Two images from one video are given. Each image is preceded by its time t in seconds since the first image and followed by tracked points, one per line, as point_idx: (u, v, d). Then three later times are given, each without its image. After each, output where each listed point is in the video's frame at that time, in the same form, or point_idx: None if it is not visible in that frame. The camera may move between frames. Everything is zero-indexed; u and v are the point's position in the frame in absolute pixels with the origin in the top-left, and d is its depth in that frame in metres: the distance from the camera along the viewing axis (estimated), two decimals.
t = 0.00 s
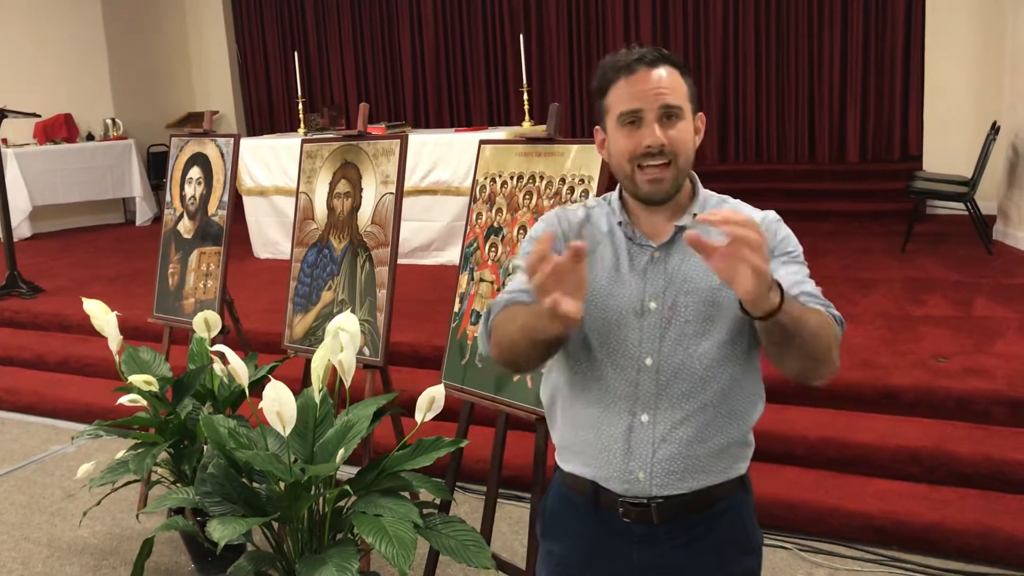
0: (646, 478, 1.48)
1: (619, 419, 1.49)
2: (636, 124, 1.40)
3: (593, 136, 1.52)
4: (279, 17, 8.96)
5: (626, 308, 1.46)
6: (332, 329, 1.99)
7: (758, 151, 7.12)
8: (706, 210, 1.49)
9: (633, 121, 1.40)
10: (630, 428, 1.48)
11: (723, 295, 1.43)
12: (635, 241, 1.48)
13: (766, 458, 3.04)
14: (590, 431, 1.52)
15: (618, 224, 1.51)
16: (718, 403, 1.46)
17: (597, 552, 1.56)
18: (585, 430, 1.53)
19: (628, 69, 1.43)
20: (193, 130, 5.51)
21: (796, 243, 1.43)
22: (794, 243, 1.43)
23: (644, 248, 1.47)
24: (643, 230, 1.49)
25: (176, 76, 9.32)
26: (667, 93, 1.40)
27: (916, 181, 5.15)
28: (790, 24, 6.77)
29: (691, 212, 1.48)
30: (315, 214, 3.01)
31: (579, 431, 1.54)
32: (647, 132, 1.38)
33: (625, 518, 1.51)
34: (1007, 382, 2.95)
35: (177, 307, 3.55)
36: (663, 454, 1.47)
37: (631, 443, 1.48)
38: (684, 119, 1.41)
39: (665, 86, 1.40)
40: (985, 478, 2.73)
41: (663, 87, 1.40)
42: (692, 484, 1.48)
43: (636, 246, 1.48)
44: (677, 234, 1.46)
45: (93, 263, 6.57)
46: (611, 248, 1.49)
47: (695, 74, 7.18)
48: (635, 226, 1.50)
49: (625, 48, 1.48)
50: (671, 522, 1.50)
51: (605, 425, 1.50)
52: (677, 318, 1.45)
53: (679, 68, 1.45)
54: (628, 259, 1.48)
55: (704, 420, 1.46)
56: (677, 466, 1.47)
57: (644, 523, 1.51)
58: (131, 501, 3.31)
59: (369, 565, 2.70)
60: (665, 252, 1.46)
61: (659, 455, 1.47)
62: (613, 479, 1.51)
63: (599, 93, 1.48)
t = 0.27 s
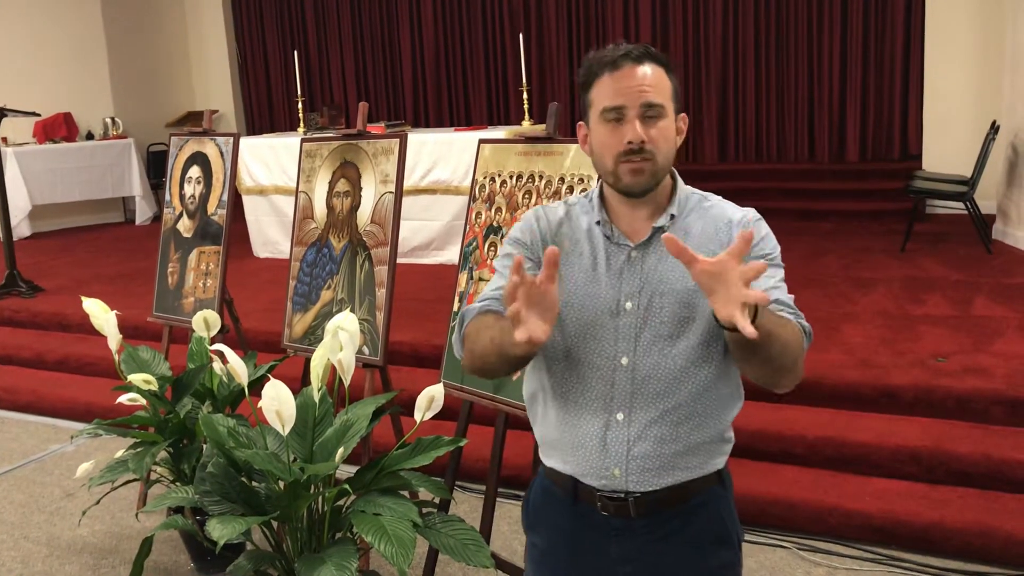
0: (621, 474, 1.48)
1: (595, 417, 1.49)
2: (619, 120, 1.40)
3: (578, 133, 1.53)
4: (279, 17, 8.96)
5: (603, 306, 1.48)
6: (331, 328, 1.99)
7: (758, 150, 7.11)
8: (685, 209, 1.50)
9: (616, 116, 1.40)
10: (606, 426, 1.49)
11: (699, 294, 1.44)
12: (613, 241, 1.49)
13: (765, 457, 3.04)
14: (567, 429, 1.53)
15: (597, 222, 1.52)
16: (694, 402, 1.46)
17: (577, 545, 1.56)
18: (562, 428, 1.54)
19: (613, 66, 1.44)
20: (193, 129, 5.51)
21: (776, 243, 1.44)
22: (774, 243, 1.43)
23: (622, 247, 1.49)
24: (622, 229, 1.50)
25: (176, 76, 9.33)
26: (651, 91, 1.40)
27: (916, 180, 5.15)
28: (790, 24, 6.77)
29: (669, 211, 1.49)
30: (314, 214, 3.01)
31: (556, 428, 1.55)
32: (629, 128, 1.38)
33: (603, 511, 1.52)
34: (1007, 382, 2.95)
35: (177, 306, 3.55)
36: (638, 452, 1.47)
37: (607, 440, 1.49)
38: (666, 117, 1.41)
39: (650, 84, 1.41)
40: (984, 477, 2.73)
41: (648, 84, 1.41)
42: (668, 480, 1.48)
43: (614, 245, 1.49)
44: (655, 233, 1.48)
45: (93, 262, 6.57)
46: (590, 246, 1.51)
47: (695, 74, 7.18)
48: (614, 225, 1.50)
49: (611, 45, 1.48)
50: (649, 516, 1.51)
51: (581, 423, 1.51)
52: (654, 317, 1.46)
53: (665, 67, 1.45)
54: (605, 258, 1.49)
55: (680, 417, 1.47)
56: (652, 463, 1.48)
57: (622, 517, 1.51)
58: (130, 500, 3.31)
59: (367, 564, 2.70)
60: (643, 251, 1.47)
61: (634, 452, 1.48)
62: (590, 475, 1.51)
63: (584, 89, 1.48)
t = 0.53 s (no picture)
0: (613, 474, 1.49)
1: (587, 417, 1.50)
2: (605, 112, 1.41)
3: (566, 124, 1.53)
4: (279, 15, 8.96)
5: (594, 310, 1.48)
6: (332, 327, 1.99)
7: (759, 149, 7.11)
8: (674, 209, 1.49)
9: (603, 108, 1.41)
10: (597, 427, 1.49)
11: (689, 298, 1.45)
12: (602, 241, 1.48)
13: (765, 456, 3.04)
14: (558, 429, 1.53)
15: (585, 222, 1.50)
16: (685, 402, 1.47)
17: (568, 543, 1.56)
18: (554, 428, 1.54)
19: (602, 58, 1.44)
20: (193, 128, 5.51)
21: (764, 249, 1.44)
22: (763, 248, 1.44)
23: (612, 248, 1.48)
24: (611, 229, 1.49)
25: (176, 74, 9.32)
26: (639, 85, 1.41)
27: (916, 179, 5.15)
28: (790, 23, 6.77)
29: (659, 210, 1.48)
30: (314, 213, 3.01)
31: (546, 428, 1.55)
32: (616, 121, 1.39)
33: (595, 509, 1.52)
34: (1007, 381, 2.95)
35: (177, 305, 3.55)
36: (631, 452, 1.48)
37: (598, 440, 1.49)
38: (654, 112, 1.41)
39: (638, 77, 1.41)
40: (984, 476, 2.73)
41: (637, 78, 1.41)
42: (659, 477, 1.49)
43: (604, 246, 1.48)
44: (644, 235, 1.48)
45: (93, 261, 6.57)
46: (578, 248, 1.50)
47: (695, 72, 7.18)
48: (603, 225, 1.49)
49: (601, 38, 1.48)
50: (641, 513, 1.51)
51: (573, 423, 1.51)
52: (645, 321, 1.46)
53: (654, 62, 1.45)
54: (594, 260, 1.49)
55: (671, 418, 1.47)
56: (644, 462, 1.48)
57: (614, 514, 1.52)
58: (131, 498, 3.31)
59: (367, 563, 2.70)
60: (633, 253, 1.47)
61: (626, 452, 1.48)
62: (582, 474, 1.51)
63: (573, 79, 1.49)
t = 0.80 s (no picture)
0: (618, 477, 1.50)
1: (590, 421, 1.49)
2: (608, 112, 1.41)
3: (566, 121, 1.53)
4: (279, 14, 8.95)
5: (596, 315, 1.48)
6: (331, 325, 1.98)
7: (759, 148, 7.10)
8: (674, 213, 1.48)
9: (605, 108, 1.41)
10: (601, 432, 1.49)
11: (691, 303, 1.45)
12: (603, 245, 1.48)
13: (765, 455, 3.03)
14: (561, 433, 1.53)
15: (584, 226, 1.49)
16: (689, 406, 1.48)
17: (571, 544, 1.56)
18: (556, 431, 1.54)
19: (606, 56, 1.43)
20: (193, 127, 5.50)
21: (767, 258, 1.45)
22: (764, 256, 1.45)
23: (612, 253, 1.48)
24: (611, 232, 1.49)
25: (175, 73, 9.32)
26: (643, 86, 1.41)
27: (917, 178, 5.14)
28: (790, 21, 6.77)
29: (659, 215, 1.47)
30: (314, 212, 3.01)
31: (549, 430, 1.55)
32: (619, 122, 1.39)
33: (598, 510, 1.52)
34: (1007, 380, 2.95)
35: (177, 304, 3.55)
36: (636, 455, 1.49)
37: (603, 445, 1.49)
38: (657, 113, 1.42)
39: (642, 78, 1.41)
40: (984, 475, 2.73)
41: (641, 79, 1.41)
42: (663, 479, 1.50)
43: (604, 250, 1.48)
44: (644, 240, 1.47)
45: (93, 260, 6.57)
46: (577, 254, 1.49)
47: (695, 71, 7.17)
48: (603, 228, 1.49)
49: (605, 35, 1.47)
50: (644, 513, 1.51)
51: (576, 427, 1.51)
52: (646, 327, 1.46)
53: (658, 62, 1.44)
54: (593, 266, 1.48)
55: (673, 420, 1.48)
56: (649, 465, 1.49)
57: (617, 515, 1.51)
58: (130, 498, 3.31)
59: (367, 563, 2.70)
60: (633, 257, 1.47)
61: (631, 456, 1.49)
62: (586, 476, 1.52)
63: (575, 76, 1.48)
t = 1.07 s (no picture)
0: (622, 474, 1.49)
1: (594, 419, 1.49)
2: (609, 121, 1.40)
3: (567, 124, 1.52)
4: (278, 13, 8.94)
5: (599, 317, 1.48)
6: (330, 324, 1.98)
7: (758, 146, 7.10)
8: (676, 213, 1.47)
9: (606, 116, 1.40)
10: (605, 429, 1.49)
11: (694, 304, 1.44)
12: (605, 247, 1.48)
13: (765, 453, 3.03)
14: (565, 431, 1.53)
15: (586, 228, 1.49)
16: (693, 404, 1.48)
17: (574, 542, 1.56)
18: (560, 429, 1.54)
19: (605, 62, 1.42)
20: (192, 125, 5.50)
21: (770, 257, 1.44)
22: (768, 255, 1.44)
23: (614, 254, 1.47)
24: (613, 234, 1.48)
25: (174, 71, 9.30)
26: (643, 93, 1.40)
27: (916, 176, 5.14)
28: (789, 20, 6.76)
29: (661, 216, 1.46)
30: (313, 210, 3.00)
31: (553, 429, 1.55)
32: (619, 131, 1.39)
33: (602, 507, 1.52)
34: (1007, 378, 2.95)
35: (176, 302, 3.54)
36: (639, 453, 1.48)
37: (606, 443, 1.49)
38: (658, 120, 1.41)
39: (642, 84, 1.40)
40: (984, 473, 2.73)
41: (642, 85, 1.40)
42: (667, 476, 1.50)
43: (606, 252, 1.48)
44: (647, 241, 1.47)
45: (92, 259, 6.56)
46: (579, 255, 1.49)
47: (694, 69, 7.17)
48: (605, 230, 1.48)
49: (606, 38, 1.46)
50: (648, 511, 1.51)
51: (581, 425, 1.51)
52: (650, 328, 1.46)
53: (659, 65, 1.43)
54: (596, 267, 1.48)
55: (677, 418, 1.48)
56: (652, 462, 1.49)
57: (620, 512, 1.51)
58: (130, 496, 3.31)
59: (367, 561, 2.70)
60: (635, 258, 1.46)
61: (635, 453, 1.48)
62: (589, 474, 1.51)
63: (575, 81, 1.47)
